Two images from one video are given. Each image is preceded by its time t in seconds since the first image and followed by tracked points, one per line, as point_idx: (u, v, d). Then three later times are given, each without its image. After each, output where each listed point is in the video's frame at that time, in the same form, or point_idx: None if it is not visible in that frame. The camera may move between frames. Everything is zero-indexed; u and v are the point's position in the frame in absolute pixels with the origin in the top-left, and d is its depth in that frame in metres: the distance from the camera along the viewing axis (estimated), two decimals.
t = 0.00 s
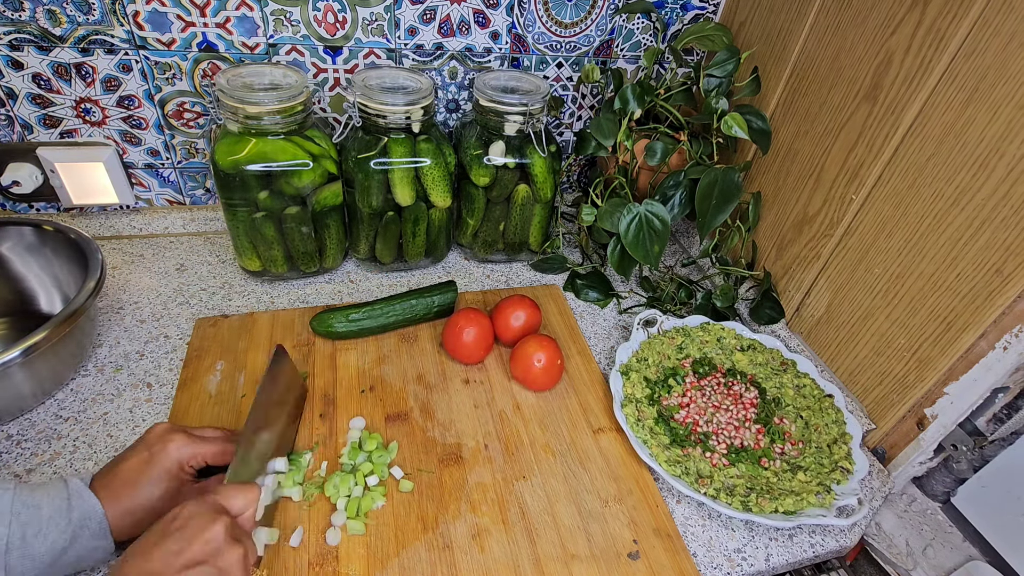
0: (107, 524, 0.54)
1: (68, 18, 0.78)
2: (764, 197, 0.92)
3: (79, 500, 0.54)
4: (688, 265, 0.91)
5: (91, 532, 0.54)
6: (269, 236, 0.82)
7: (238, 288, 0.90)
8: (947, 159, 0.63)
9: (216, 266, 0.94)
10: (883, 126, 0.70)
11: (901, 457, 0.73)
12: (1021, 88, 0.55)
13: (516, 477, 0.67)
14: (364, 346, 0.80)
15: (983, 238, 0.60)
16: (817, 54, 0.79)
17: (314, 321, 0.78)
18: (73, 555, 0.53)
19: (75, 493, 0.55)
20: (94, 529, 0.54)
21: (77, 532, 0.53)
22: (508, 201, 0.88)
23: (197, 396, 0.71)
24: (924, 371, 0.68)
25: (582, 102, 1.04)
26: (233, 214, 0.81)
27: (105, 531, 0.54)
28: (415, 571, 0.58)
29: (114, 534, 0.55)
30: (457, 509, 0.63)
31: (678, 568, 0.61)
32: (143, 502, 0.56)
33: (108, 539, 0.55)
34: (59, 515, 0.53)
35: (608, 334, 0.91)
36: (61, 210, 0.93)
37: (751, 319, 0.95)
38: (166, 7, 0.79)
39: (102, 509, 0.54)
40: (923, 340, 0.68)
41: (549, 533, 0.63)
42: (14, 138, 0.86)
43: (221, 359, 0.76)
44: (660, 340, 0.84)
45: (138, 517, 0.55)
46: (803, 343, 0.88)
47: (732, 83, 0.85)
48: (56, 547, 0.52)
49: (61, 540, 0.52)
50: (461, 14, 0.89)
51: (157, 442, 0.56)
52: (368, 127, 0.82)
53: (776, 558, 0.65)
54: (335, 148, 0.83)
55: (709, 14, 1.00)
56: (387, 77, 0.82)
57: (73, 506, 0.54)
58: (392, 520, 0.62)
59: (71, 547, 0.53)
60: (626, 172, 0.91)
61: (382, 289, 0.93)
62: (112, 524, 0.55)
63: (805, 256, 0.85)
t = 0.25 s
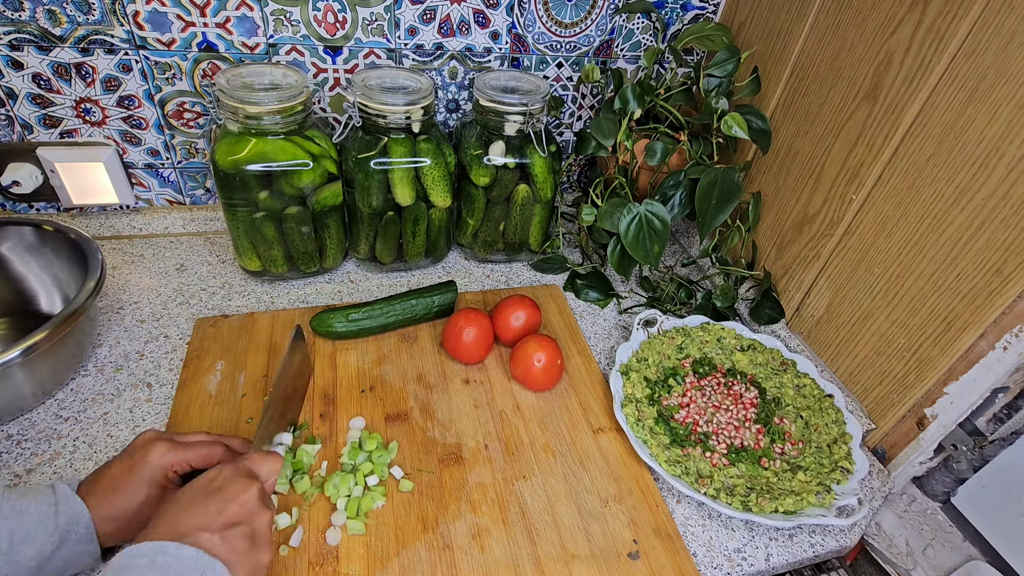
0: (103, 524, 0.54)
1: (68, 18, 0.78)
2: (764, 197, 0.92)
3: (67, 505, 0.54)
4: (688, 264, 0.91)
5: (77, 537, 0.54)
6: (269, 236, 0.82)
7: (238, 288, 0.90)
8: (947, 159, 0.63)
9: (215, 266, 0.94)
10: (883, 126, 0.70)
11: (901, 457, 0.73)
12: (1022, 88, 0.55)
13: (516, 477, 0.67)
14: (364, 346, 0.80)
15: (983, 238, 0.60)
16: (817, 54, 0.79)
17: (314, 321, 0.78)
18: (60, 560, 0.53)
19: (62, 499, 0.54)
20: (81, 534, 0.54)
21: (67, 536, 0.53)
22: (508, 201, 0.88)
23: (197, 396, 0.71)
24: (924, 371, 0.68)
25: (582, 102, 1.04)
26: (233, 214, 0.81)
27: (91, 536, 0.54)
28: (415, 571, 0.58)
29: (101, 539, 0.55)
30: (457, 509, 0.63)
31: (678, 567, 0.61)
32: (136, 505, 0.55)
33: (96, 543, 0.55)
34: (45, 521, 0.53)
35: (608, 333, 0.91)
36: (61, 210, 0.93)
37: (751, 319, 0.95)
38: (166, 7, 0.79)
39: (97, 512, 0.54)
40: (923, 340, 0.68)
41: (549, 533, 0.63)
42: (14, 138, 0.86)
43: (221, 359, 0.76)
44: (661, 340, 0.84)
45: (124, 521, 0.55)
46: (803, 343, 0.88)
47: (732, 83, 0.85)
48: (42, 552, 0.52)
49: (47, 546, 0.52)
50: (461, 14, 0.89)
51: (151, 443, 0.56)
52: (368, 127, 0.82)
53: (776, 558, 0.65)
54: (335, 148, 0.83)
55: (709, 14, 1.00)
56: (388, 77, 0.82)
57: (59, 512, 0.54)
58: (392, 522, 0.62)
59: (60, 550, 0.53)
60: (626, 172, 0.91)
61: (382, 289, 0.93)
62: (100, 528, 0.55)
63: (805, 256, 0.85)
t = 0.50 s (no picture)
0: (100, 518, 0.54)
1: (68, 18, 0.78)
2: (763, 197, 0.92)
3: (55, 504, 0.52)
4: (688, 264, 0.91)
5: (67, 537, 0.52)
6: (269, 235, 0.82)
7: (238, 288, 0.90)
8: (947, 159, 0.63)
9: (215, 266, 0.94)
10: (883, 126, 0.70)
11: (901, 457, 0.73)
12: (1022, 88, 0.55)
13: (516, 477, 0.67)
14: (364, 346, 0.80)
15: (983, 238, 0.60)
16: (818, 54, 0.79)
17: (314, 321, 0.78)
18: (50, 560, 0.51)
19: (49, 498, 0.53)
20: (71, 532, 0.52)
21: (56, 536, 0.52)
22: (508, 201, 0.88)
23: (197, 396, 0.71)
24: (924, 371, 0.68)
25: (582, 102, 1.04)
26: (233, 214, 0.81)
27: (81, 533, 0.53)
28: (415, 571, 0.58)
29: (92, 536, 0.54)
30: (457, 509, 0.63)
31: (678, 568, 0.61)
32: (135, 497, 0.55)
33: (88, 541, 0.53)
34: (34, 521, 0.51)
35: (608, 334, 0.91)
36: (61, 210, 0.93)
37: (751, 318, 0.95)
38: (166, 7, 0.79)
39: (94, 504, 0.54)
40: (923, 340, 0.68)
41: (549, 533, 0.63)
42: (14, 138, 0.86)
43: (221, 359, 0.76)
44: (661, 340, 0.84)
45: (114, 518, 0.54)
46: (803, 343, 0.88)
47: (732, 83, 0.85)
48: (32, 552, 0.50)
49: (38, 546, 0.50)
50: (461, 14, 0.89)
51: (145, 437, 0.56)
52: (368, 127, 0.82)
53: (776, 558, 0.65)
54: (335, 148, 0.83)
55: (709, 14, 1.00)
56: (388, 77, 0.82)
57: (48, 511, 0.52)
58: (392, 522, 0.62)
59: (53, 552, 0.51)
60: (626, 172, 0.91)
61: (382, 289, 0.93)
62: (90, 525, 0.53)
63: (804, 256, 0.85)
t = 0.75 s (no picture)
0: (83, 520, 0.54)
1: (68, 18, 0.78)
2: (764, 197, 0.92)
3: (38, 503, 0.52)
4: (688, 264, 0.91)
5: (50, 537, 0.51)
6: (269, 235, 0.82)
7: (238, 288, 0.90)
8: (947, 159, 0.63)
9: (216, 266, 0.94)
10: (883, 126, 0.70)
11: (902, 457, 0.73)
12: (1022, 88, 0.55)
13: (516, 477, 0.67)
14: (364, 346, 0.80)
15: (983, 238, 0.60)
16: (818, 54, 0.79)
17: (314, 321, 0.78)
18: (33, 561, 0.50)
19: (31, 498, 0.52)
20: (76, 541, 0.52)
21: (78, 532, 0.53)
22: (508, 201, 0.88)
23: (197, 396, 0.71)
24: (924, 371, 0.68)
25: (582, 102, 1.04)
26: (233, 213, 0.81)
27: (66, 534, 0.52)
28: (415, 571, 0.58)
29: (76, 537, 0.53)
30: (457, 509, 0.63)
31: (678, 568, 0.61)
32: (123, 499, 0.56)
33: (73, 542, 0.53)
34: (15, 522, 0.50)
35: (608, 334, 0.91)
36: (61, 210, 0.93)
37: (751, 318, 0.95)
38: (166, 7, 0.79)
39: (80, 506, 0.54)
40: (923, 340, 0.68)
41: (549, 533, 0.62)
42: (14, 138, 0.86)
43: (221, 359, 0.76)
44: (661, 340, 0.84)
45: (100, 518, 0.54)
46: (803, 343, 0.88)
47: (732, 83, 0.85)
48: (15, 551, 0.49)
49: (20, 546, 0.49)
50: (461, 14, 0.89)
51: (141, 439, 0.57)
52: (368, 127, 0.82)
53: (776, 558, 0.65)
54: (335, 148, 0.83)
55: (709, 14, 1.00)
56: (388, 77, 0.82)
57: (29, 511, 0.51)
58: (392, 522, 0.62)
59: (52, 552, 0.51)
60: (626, 172, 0.91)
61: (382, 289, 0.93)
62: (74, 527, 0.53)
63: (805, 256, 0.85)
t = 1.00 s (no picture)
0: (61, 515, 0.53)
1: (68, 18, 0.78)
2: (764, 197, 0.92)
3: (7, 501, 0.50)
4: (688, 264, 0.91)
5: (25, 532, 0.51)
6: (269, 235, 0.82)
7: (238, 288, 0.90)
8: (947, 159, 0.63)
9: (215, 266, 0.94)
10: (883, 126, 0.70)
11: (902, 457, 0.73)
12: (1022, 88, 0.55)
13: (516, 477, 0.67)
14: (364, 346, 0.80)
15: (983, 238, 0.60)
16: (818, 54, 0.79)
17: (314, 321, 0.78)
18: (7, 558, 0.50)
19: None
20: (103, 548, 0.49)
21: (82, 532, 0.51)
22: (508, 201, 0.88)
23: (197, 396, 0.71)
24: (924, 371, 0.68)
25: (582, 102, 1.04)
26: (233, 213, 0.81)
27: (41, 529, 0.52)
28: (415, 571, 0.58)
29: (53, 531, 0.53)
30: (457, 509, 0.63)
31: (678, 568, 0.61)
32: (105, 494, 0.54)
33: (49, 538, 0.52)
34: None
35: (608, 334, 0.91)
36: (61, 210, 0.93)
37: (751, 318, 0.95)
38: (166, 7, 0.79)
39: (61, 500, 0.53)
40: (923, 340, 0.68)
41: (549, 533, 0.62)
42: (14, 138, 0.86)
43: (221, 359, 0.76)
44: (661, 340, 0.84)
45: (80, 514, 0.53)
46: (803, 343, 0.88)
47: (732, 83, 0.85)
48: None
49: None
50: (461, 14, 0.89)
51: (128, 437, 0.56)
52: (368, 127, 0.82)
53: (776, 558, 0.65)
54: (335, 148, 0.83)
55: (709, 14, 1.00)
56: (388, 77, 0.82)
57: None
58: (392, 522, 0.62)
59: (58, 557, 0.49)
60: (626, 172, 0.91)
61: (382, 289, 0.93)
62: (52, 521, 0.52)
63: (805, 256, 0.85)
